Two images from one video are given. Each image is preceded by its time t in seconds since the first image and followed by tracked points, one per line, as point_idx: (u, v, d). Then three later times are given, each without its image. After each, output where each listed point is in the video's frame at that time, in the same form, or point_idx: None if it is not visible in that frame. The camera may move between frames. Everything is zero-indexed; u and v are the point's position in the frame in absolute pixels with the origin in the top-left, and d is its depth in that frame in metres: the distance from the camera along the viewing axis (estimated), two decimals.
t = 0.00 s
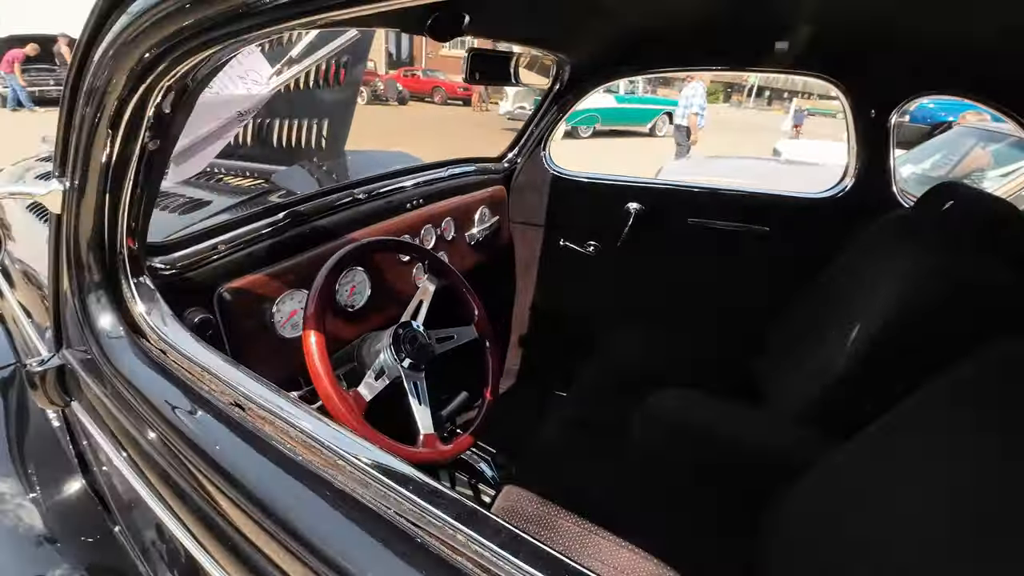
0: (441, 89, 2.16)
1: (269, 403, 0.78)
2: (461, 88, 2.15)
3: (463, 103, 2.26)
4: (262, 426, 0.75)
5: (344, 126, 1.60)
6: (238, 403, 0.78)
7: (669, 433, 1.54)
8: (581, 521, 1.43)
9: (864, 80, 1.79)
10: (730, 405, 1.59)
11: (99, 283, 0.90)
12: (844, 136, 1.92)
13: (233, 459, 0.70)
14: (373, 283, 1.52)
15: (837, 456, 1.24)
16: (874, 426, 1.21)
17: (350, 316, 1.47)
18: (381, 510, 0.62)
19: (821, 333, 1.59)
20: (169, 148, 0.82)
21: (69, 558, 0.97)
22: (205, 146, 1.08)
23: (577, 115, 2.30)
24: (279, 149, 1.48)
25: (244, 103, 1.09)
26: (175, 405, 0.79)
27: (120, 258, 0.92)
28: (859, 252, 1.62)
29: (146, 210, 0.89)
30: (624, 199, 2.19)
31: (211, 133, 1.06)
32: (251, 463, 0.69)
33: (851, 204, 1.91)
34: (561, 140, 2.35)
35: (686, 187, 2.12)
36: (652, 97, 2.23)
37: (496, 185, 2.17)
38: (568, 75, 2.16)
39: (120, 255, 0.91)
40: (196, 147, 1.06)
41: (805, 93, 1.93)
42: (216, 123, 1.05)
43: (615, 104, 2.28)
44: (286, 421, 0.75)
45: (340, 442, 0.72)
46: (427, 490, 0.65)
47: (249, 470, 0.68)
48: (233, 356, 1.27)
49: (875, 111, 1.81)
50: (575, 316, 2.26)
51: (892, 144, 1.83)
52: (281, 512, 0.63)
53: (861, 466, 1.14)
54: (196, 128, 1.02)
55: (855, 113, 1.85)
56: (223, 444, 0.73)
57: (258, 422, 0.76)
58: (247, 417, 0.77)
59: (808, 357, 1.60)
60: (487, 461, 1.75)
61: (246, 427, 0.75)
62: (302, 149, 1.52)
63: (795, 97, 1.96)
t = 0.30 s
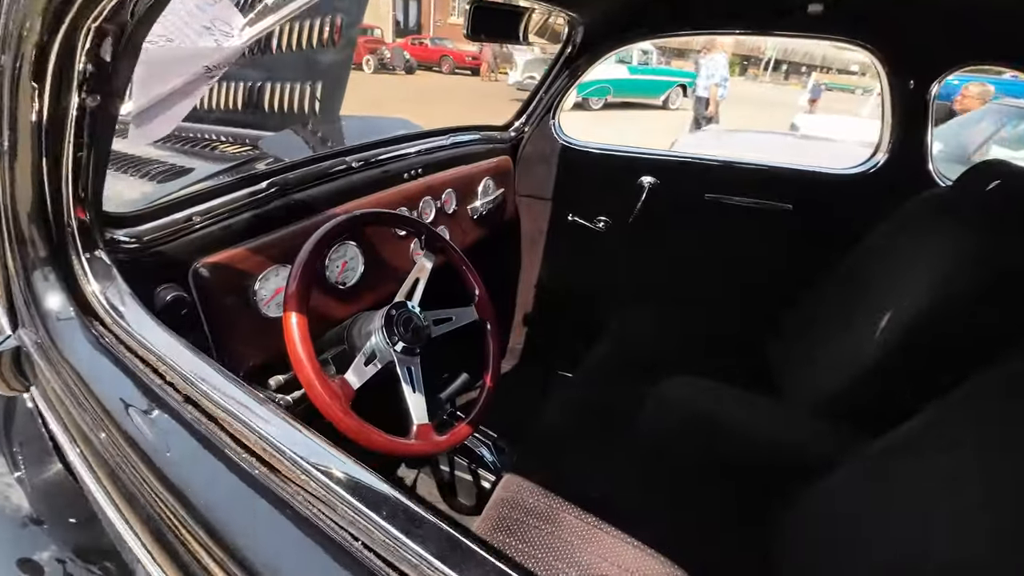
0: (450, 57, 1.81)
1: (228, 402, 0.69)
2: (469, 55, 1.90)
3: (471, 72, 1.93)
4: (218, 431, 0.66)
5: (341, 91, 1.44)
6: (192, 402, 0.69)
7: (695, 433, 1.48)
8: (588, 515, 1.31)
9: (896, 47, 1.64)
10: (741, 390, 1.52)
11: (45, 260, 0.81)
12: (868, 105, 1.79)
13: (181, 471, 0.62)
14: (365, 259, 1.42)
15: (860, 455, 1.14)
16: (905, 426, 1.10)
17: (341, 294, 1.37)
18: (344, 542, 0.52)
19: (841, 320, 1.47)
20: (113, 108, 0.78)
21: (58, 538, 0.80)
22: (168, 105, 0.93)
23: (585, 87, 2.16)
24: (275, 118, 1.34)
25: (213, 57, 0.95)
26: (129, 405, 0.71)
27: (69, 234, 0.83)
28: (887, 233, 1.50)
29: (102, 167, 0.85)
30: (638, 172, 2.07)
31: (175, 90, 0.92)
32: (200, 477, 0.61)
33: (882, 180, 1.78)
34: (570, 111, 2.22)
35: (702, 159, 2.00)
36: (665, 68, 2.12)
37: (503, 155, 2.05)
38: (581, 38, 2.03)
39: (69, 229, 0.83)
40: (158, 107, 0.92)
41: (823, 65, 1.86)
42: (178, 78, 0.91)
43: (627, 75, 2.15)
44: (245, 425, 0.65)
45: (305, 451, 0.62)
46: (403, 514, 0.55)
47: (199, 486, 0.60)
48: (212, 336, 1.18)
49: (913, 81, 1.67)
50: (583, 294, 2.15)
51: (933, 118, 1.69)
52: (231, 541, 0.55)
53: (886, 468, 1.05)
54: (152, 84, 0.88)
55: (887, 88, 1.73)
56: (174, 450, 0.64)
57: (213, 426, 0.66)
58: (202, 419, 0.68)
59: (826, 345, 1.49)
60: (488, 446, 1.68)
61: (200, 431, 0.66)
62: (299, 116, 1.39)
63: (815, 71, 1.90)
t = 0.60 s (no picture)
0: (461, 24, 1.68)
1: (192, 391, 0.62)
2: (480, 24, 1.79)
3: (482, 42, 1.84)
4: (185, 426, 0.61)
5: (338, 55, 1.41)
6: (159, 394, 0.65)
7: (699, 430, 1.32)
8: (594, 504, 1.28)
9: (929, 12, 1.54)
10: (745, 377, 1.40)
11: (11, 238, 0.82)
12: (890, 78, 1.70)
13: (148, 472, 0.58)
14: (362, 233, 1.36)
15: (876, 447, 1.09)
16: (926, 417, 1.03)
17: (337, 269, 1.32)
18: (316, 561, 0.49)
19: (864, 303, 1.40)
20: (74, 74, 0.71)
21: (58, 513, 0.78)
22: (141, 72, 0.83)
23: (598, 56, 2.09)
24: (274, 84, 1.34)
25: (189, 17, 0.84)
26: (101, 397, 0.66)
27: (33, 208, 0.79)
28: (911, 212, 1.42)
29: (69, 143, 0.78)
30: (651, 145, 1.98)
31: (147, 56, 0.81)
32: (165, 478, 0.57)
33: (908, 157, 1.67)
34: (581, 81, 2.13)
35: (718, 132, 1.91)
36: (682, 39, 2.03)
37: (510, 126, 1.96)
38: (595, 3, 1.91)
39: (29, 202, 0.79)
40: (128, 74, 0.81)
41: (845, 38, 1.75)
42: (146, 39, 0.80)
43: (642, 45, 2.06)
44: (211, 418, 0.60)
45: (272, 448, 0.55)
46: (381, 522, 0.50)
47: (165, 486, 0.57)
48: (201, 314, 1.13)
49: (947, 54, 1.56)
50: (591, 271, 2.09)
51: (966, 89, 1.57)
52: (198, 554, 0.52)
53: (902, 462, 0.99)
54: (117, 49, 0.78)
55: (920, 60, 1.61)
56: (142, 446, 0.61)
57: (180, 421, 0.62)
58: (170, 413, 0.63)
59: (846, 328, 1.42)
60: (490, 428, 1.59)
61: (167, 426, 0.62)
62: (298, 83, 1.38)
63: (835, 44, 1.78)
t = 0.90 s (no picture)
0: None
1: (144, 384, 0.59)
2: None
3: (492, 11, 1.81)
4: (142, 421, 0.58)
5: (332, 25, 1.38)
6: (118, 386, 0.62)
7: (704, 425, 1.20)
8: (590, 486, 1.24)
9: None
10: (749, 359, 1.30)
11: None
12: (914, 52, 1.65)
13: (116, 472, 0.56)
14: (357, 212, 1.31)
15: (883, 439, 1.04)
16: (939, 411, 0.97)
17: (329, 248, 1.27)
18: (269, 574, 0.47)
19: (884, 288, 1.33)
20: (23, 41, 0.73)
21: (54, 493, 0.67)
22: (107, 43, 0.74)
23: (609, 27, 1.99)
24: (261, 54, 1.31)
25: None
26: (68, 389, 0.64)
27: None
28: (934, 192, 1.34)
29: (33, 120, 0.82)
30: (661, 118, 1.89)
31: (109, 26, 0.72)
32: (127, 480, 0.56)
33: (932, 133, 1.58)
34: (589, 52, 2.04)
35: (732, 105, 1.81)
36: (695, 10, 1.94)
37: (514, 99, 1.89)
38: None
39: None
40: (92, 45, 0.73)
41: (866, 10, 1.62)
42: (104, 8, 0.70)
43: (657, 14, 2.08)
44: (165, 413, 0.56)
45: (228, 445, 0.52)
46: (341, 530, 0.47)
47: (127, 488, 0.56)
48: (185, 294, 1.10)
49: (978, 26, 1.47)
50: (597, 249, 2.04)
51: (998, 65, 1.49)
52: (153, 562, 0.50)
53: (907, 457, 0.95)
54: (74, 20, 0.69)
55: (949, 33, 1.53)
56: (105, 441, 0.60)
57: (137, 415, 0.59)
58: (126, 405, 0.60)
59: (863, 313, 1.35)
60: (489, 409, 1.55)
61: (125, 421, 0.60)
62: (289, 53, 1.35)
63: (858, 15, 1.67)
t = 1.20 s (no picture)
0: None
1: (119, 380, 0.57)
2: None
3: None
4: (116, 418, 0.57)
5: None
6: (92, 380, 0.60)
7: (712, 413, 1.16)
8: (592, 473, 1.22)
9: None
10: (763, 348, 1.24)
11: None
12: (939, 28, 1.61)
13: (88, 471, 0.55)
14: (355, 193, 1.28)
15: (894, 431, 1.00)
16: (959, 406, 0.92)
17: (327, 230, 1.24)
18: None
19: (907, 275, 1.27)
20: None
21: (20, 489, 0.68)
22: (85, 21, 0.72)
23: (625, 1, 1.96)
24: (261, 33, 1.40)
25: None
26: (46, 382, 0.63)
27: None
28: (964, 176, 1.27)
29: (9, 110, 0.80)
30: (671, 95, 1.81)
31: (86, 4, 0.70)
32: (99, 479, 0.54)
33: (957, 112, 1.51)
34: (598, 26, 1.97)
35: (746, 82, 1.74)
36: None
37: (520, 76, 1.83)
38: None
39: None
40: (71, 24, 0.70)
41: None
42: None
43: None
44: (141, 411, 0.55)
45: (204, 446, 0.51)
46: (317, 539, 0.46)
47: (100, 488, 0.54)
48: (181, 278, 1.07)
49: None
50: (605, 232, 1.99)
51: None
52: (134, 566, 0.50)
53: (915, 450, 0.92)
54: None
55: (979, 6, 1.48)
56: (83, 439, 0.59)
57: (109, 411, 0.57)
58: (100, 401, 0.59)
59: (882, 301, 1.29)
60: (493, 393, 1.51)
61: (98, 418, 0.58)
62: (288, 30, 1.42)
63: None
